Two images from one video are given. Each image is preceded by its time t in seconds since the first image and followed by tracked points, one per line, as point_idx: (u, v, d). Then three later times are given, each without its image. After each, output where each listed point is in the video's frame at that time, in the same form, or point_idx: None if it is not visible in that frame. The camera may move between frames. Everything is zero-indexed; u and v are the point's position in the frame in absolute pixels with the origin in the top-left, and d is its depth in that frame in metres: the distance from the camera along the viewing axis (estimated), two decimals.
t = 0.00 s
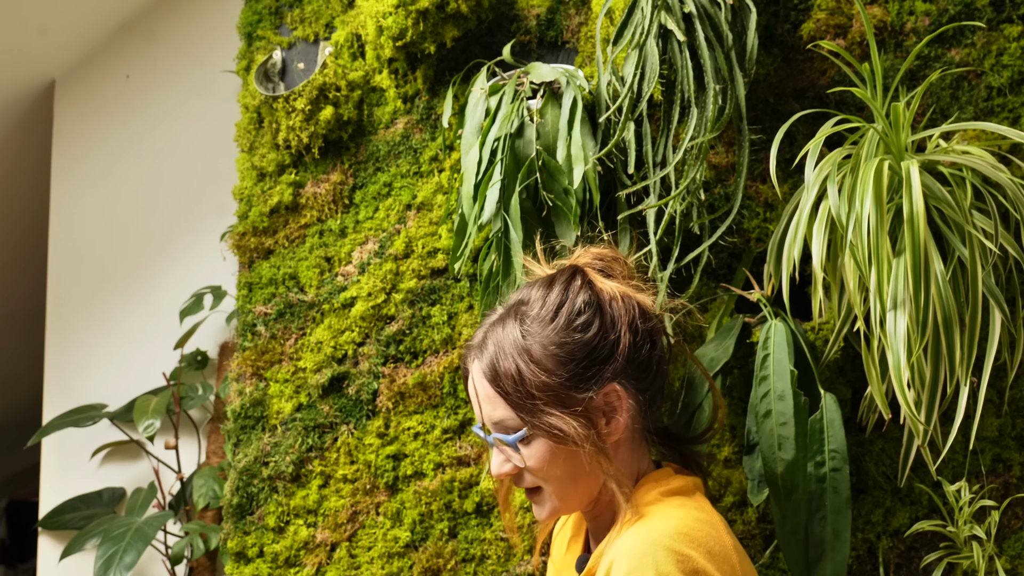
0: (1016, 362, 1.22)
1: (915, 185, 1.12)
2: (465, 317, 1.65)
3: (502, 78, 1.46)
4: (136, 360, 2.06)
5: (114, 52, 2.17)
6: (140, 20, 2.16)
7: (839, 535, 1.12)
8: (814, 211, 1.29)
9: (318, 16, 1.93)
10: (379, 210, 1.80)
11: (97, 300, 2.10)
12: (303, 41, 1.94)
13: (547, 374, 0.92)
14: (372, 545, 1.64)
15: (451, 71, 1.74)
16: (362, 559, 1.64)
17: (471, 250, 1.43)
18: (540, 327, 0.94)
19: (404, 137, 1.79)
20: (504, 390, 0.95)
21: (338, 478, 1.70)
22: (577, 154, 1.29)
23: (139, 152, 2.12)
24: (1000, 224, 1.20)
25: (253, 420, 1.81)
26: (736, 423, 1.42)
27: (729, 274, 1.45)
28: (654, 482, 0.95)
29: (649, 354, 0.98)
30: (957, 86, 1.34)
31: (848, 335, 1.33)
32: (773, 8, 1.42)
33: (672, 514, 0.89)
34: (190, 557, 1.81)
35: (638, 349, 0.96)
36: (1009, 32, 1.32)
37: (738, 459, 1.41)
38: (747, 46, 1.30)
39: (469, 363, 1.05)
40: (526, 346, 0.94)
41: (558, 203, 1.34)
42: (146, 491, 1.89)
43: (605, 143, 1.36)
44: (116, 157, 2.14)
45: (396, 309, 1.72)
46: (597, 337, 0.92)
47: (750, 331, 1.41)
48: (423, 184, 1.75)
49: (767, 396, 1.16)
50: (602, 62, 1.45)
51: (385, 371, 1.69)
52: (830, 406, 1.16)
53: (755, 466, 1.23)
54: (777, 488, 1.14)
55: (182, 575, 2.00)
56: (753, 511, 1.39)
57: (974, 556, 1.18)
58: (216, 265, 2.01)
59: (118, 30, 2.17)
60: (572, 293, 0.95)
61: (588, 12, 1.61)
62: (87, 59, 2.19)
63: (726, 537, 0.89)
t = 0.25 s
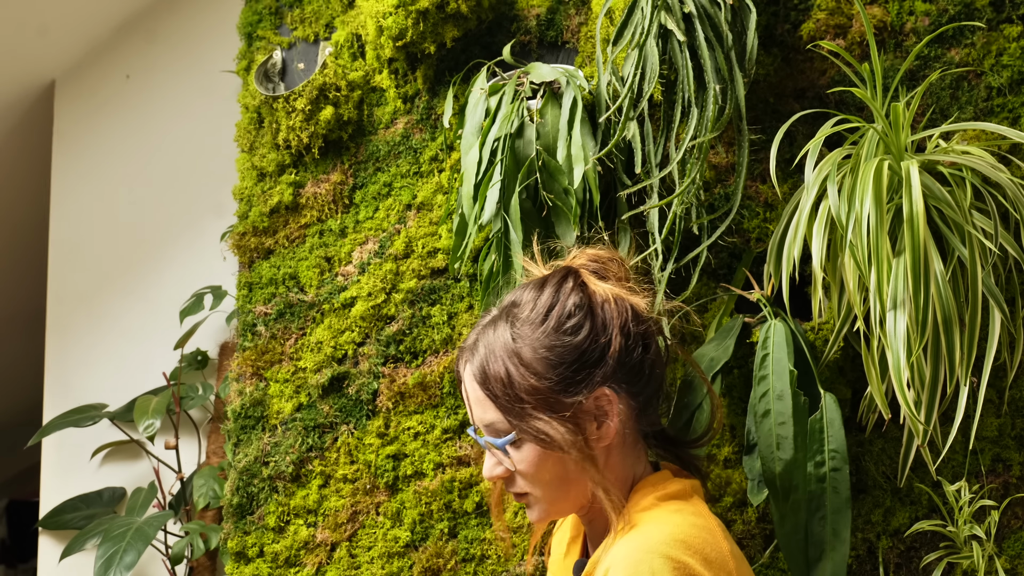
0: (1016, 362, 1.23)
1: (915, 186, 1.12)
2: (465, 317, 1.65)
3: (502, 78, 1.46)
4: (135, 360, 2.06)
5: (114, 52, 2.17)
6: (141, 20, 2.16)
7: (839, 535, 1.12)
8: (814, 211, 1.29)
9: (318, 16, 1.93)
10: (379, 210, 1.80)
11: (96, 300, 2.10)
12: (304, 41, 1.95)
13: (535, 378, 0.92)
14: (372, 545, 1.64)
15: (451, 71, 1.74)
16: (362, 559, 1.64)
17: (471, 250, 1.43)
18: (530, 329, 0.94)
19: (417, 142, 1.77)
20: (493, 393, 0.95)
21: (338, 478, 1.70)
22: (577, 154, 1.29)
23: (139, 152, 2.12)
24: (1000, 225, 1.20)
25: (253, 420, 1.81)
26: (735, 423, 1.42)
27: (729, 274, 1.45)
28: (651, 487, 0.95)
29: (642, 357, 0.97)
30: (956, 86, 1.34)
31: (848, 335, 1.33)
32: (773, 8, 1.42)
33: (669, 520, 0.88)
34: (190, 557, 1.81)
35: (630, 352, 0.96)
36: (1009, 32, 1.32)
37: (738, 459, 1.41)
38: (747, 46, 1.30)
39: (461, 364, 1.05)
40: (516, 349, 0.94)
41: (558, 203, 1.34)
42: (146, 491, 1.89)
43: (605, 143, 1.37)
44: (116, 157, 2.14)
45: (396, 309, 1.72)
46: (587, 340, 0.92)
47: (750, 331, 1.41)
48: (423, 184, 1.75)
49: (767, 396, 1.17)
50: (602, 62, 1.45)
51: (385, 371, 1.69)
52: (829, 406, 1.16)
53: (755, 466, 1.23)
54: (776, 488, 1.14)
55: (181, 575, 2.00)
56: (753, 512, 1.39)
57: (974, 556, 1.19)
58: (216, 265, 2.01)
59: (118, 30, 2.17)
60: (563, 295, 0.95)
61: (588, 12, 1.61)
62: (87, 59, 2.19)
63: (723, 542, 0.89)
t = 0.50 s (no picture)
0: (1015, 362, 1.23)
1: (915, 186, 1.12)
2: (465, 317, 1.65)
3: (502, 79, 1.46)
4: (136, 360, 2.06)
5: (115, 52, 2.18)
6: (141, 20, 2.16)
7: (838, 535, 1.12)
8: (814, 211, 1.29)
9: (318, 16, 1.93)
10: (379, 210, 1.81)
11: (96, 300, 2.11)
12: (304, 41, 1.95)
13: (529, 376, 0.92)
14: (372, 545, 1.64)
15: (451, 71, 1.74)
16: (362, 559, 1.65)
17: (471, 250, 1.43)
18: (526, 328, 0.94)
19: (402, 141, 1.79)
20: (489, 391, 0.96)
21: (339, 478, 1.70)
22: (577, 154, 1.29)
23: (139, 152, 2.12)
24: (999, 225, 1.20)
25: (253, 420, 1.81)
26: (735, 423, 1.43)
27: (729, 274, 1.45)
28: (653, 483, 0.95)
29: (638, 356, 0.97)
30: (956, 86, 1.34)
31: (848, 334, 1.33)
32: (773, 8, 1.42)
33: (672, 515, 0.89)
34: (190, 557, 1.82)
35: (625, 351, 0.95)
36: (1009, 32, 1.32)
37: (738, 459, 1.41)
38: (747, 47, 1.30)
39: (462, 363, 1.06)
40: (511, 347, 0.94)
41: (558, 203, 1.34)
42: (146, 491, 1.89)
43: (605, 143, 1.37)
44: (116, 157, 2.14)
45: (396, 309, 1.73)
46: (582, 339, 0.92)
47: (750, 330, 1.41)
48: (423, 184, 1.75)
49: (767, 396, 1.17)
50: (602, 63, 1.46)
51: (385, 370, 1.69)
52: (828, 406, 1.16)
53: (755, 466, 1.23)
54: (776, 488, 1.14)
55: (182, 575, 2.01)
56: (753, 511, 1.39)
57: (974, 556, 1.19)
58: (216, 265, 2.01)
59: (119, 30, 2.17)
60: (560, 294, 0.95)
61: (588, 13, 1.61)
62: (88, 59, 2.19)
63: (724, 539, 0.89)
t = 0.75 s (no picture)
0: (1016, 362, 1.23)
1: (915, 186, 1.12)
2: (465, 317, 1.65)
3: (502, 79, 1.46)
4: (136, 359, 2.06)
5: (114, 52, 2.18)
6: (141, 20, 2.16)
7: (839, 535, 1.12)
8: (814, 211, 1.29)
9: (319, 16, 1.93)
10: (379, 210, 1.81)
11: (96, 300, 2.11)
12: (304, 41, 1.95)
13: (512, 382, 0.93)
14: (372, 545, 1.64)
15: (451, 71, 1.74)
16: (362, 559, 1.65)
17: (471, 250, 1.43)
18: (513, 333, 0.95)
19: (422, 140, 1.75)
20: (479, 395, 0.97)
21: (339, 478, 1.70)
22: (577, 154, 1.29)
23: (139, 152, 2.12)
24: (999, 225, 1.20)
25: (253, 420, 1.82)
26: (735, 423, 1.43)
27: (729, 274, 1.45)
28: (655, 481, 0.94)
29: (629, 359, 0.93)
30: (956, 87, 1.34)
31: (848, 335, 1.33)
32: (773, 8, 1.42)
33: (678, 508, 0.89)
34: (190, 557, 1.82)
35: (613, 354, 0.92)
36: (1009, 32, 1.32)
37: (738, 459, 1.41)
38: (747, 47, 1.30)
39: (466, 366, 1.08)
40: (498, 353, 0.95)
41: (558, 203, 1.34)
42: (146, 491, 1.89)
43: (605, 143, 1.37)
44: (116, 157, 2.14)
45: (396, 309, 1.73)
46: (564, 343, 0.91)
47: (750, 330, 1.41)
48: (423, 184, 1.75)
49: (767, 396, 1.17)
50: (602, 63, 1.46)
51: (385, 370, 1.69)
52: (829, 406, 1.16)
53: (755, 466, 1.23)
54: (777, 487, 1.14)
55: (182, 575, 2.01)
56: (753, 511, 1.39)
57: (974, 556, 1.19)
58: (215, 264, 2.01)
59: (119, 30, 2.17)
60: (545, 298, 0.94)
61: (588, 13, 1.61)
62: (88, 59, 2.19)
63: (728, 534, 0.89)
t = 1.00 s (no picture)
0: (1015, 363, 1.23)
1: (915, 186, 1.12)
2: (465, 317, 1.65)
3: (502, 78, 1.46)
4: (135, 360, 2.06)
5: (114, 52, 2.18)
6: (141, 20, 2.16)
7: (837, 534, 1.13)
8: (814, 211, 1.29)
9: (318, 16, 1.93)
10: (379, 210, 1.81)
11: (96, 301, 2.11)
12: (304, 41, 1.95)
13: (497, 392, 0.91)
14: (372, 545, 1.64)
15: (451, 71, 1.74)
16: (362, 559, 1.65)
17: (471, 250, 1.43)
18: (500, 342, 0.94)
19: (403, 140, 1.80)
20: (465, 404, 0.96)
21: (338, 478, 1.70)
22: (577, 154, 1.29)
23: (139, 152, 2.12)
24: (999, 225, 1.20)
25: (253, 420, 1.82)
26: (735, 423, 1.43)
27: (729, 274, 1.45)
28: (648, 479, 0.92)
29: (615, 365, 0.91)
30: (956, 87, 1.34)
31: (848, 335, 1.33)
32: (773, 8, 1.42)
33: (675, 501, 0.87)
34: (190, 557, 1.82)
35: (597, 360, 0.90)
36: (1009, 32, 1.33)
37: (737, 459, 1.41)
38: (747, 47, 1.30)
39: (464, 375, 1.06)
40: (484, 362, 0.95)
41: (558, 203, 1.34)
42: (147, 491, 1.88)
43: (605, 143, 1.37)
44: (116, 157, 2.14)
45: (396, 309, 1.73)
46: (549, 352, 0.90)
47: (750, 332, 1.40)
48: (423, 184, 1.75)
49: (767, 396, 1.18)
50: (602, 63, 1.45)
51: (385, 370, 1.69)
52: (829, 406, 1.16)
53: (755, 466, 1.23)
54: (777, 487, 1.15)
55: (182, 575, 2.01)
56: (753, 511, 1.39)
57: (973, 556, 1.20)
58: (215, 264, 2.01)
59: (119, 30, 2.17)
60: (530, 306, 0.94)
61: (588, 12, 1.61)
62: (88, 59, 2.19)
63: (724, 525, 0.87)
